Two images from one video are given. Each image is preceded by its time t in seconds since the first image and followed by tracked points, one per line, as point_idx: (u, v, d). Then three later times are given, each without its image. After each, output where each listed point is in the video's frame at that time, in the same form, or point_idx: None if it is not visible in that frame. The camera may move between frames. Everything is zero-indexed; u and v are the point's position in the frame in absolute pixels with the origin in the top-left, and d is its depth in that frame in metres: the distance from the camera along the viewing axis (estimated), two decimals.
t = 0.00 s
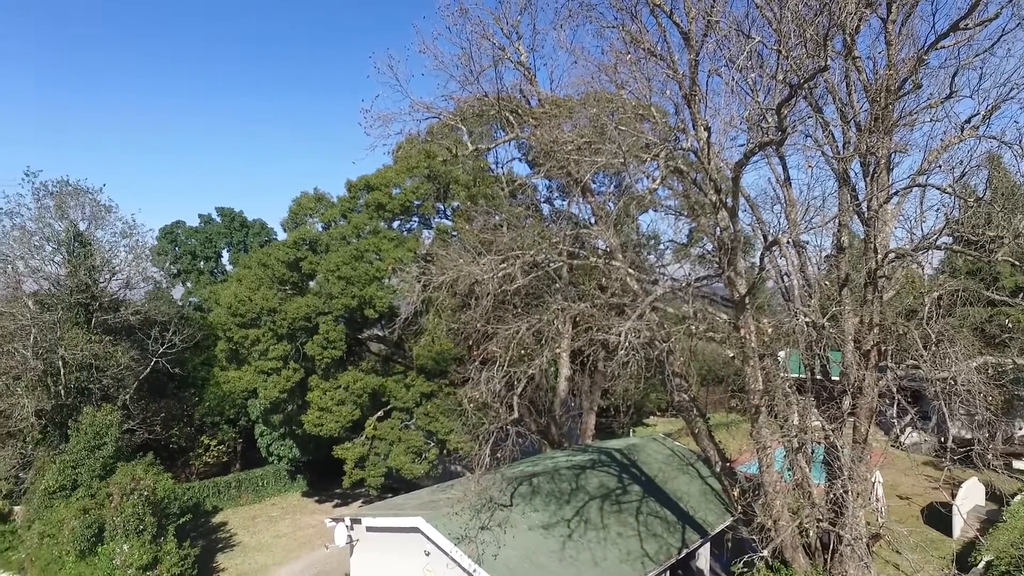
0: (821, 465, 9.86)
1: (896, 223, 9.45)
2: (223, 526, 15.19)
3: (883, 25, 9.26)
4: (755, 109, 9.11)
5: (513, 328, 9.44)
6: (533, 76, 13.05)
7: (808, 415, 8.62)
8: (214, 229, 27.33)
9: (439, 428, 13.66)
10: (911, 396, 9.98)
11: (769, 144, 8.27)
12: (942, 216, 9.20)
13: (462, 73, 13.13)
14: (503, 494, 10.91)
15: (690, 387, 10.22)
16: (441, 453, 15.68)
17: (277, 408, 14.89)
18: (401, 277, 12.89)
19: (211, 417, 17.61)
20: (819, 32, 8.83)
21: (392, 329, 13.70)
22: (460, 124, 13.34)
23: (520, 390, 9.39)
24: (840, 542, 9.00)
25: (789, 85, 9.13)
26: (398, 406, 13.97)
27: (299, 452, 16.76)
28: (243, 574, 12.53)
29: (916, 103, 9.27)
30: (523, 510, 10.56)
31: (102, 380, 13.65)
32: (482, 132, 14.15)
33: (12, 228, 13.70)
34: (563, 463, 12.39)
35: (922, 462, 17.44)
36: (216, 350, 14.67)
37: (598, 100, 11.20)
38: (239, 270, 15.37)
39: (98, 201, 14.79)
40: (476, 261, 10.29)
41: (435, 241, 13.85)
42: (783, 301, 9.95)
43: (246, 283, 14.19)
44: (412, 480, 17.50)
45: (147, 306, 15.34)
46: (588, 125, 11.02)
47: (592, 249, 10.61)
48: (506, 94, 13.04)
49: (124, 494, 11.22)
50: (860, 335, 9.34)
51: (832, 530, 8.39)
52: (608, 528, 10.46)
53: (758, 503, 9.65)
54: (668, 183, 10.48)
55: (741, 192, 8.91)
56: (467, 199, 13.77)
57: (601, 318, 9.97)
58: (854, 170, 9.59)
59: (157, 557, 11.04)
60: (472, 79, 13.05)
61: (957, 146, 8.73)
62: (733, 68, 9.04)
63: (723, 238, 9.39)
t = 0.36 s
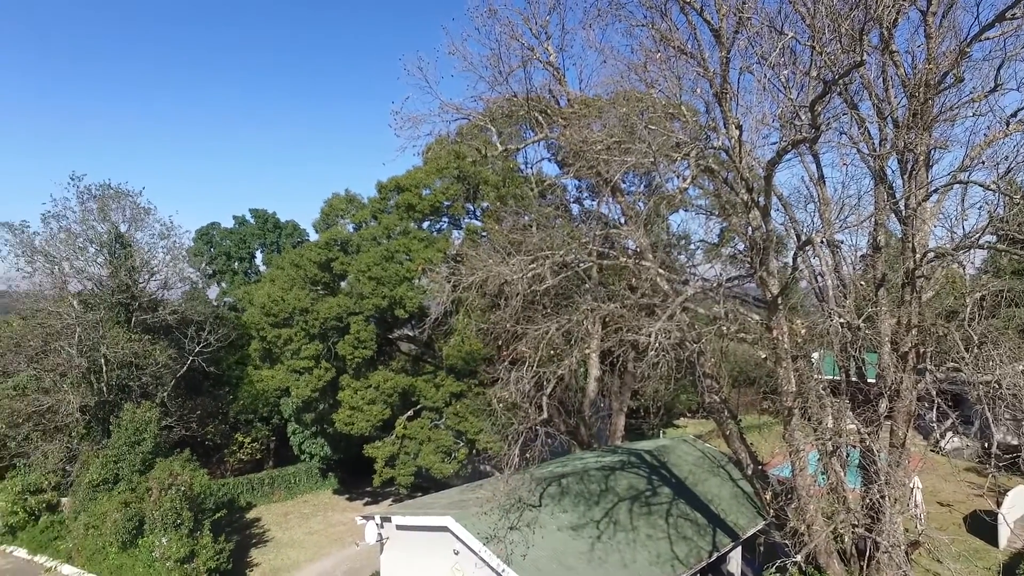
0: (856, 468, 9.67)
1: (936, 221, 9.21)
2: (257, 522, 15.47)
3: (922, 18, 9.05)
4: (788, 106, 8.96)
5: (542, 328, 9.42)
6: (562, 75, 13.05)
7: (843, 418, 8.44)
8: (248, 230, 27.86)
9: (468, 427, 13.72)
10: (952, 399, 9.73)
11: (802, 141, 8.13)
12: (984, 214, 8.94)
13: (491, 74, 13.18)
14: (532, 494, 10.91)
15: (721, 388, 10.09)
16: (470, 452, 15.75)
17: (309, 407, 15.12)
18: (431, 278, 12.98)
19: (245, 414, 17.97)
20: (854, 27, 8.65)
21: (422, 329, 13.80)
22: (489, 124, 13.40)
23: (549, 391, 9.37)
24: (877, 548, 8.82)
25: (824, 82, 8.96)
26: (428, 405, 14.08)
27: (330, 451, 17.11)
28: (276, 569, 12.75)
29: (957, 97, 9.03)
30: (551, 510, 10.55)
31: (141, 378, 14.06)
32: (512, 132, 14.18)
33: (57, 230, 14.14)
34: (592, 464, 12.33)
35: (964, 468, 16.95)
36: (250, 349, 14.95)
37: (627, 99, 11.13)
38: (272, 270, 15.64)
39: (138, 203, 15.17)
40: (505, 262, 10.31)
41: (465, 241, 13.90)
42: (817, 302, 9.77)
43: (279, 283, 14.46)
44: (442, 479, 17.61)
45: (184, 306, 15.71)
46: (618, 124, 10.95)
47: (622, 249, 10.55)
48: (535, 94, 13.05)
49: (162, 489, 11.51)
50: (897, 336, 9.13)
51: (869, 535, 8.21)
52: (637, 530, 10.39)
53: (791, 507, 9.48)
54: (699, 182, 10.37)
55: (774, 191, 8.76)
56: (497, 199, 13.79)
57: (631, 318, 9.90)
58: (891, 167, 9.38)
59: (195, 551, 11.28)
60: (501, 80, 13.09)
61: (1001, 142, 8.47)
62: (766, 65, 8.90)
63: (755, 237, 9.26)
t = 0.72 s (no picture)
0: (885, 472, 9.52)
1: (968, 220, 9.01)
2: (282, 519, 15.67)
3: (954, 12, 8.86)
4: (815, 104, 8.84)
5: (565, 328, 9.41)
6: (585, 75, 13.02)
7: (872, 421, 8.30)
8: (273, 231, 28.23)
9: (491, 427, 13.76)
10: (985, 402, 9.52)
11: (829, 139, 8.02)
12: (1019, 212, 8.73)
13: (514, 74, 13.21)
14: (555, 495, 10.91)
15: (747, 390, 9.98)
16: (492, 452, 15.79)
17: (334, 406, 15.28)
18: (454, 278, 13.03)
19: (271, 413, 18.22)
20: (884, 22, 8.51)
21: (446, 329, 13.87)
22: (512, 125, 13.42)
23: (572, 391, 9.35)
24: (906, 553, 8.66)
25: (851, 79, 8.82)
26: (451, 405, 14.16)
27: (354, 450, 17.30)
28: (301, 566, 12.90)
29: (991, 93, 8.83)
30: (574, 511, 10.54)
31: (170, 376, 14.36)
32: (535, 133, 14.19)
33: (90, 231, 14.46)
34: (615, 465, 12.29)
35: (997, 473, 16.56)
36: (275, 348, 15.18)
37: (651, 98, 11.07)
38: (298, 271, 15.86)
39: (167, 205, 15.44)
40: (528, 262, 10.32)
41: (488, 242, 13.94)
42: (844, 303, 9.63)
43: (304, 283, 14.69)
44: (465, 479, 17.68)
45: (212, 306, 15.97)
46: (641, 124, 10.89)
47: (645, 249, 10.49)
48: (558, 94, 13.06)
49: (191, 485, 11.71)
50: (928, 338, 8.96)
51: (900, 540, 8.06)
52: (661, 532, 10.33)
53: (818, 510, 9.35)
54: (723, 181, 10.27)
55: (800, 190, 8.65)
56: (520, 199, 13.82)
57: (654, 318, 9.85)
58: (921, 165, 9.21)
59: (222, 547, 11.33)
60: (524, 81, 13.11)
61: None
62: (792, 62, 8.79)
63: (781, 237, 9.15)
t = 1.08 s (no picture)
0: (918, 477, 9.33)
1: (1004, 218, 8.79)
2: (309, 517, 15.87)
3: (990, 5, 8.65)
4: (844, 101, 8.69)
5: (589, 329, 9.38)
6: (609, 75, 12.97)
7: (903, 424, 8.13)
8: (301, 232, 28.61)
9: (516, 427, 13.78)
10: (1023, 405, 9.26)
11: (859, 137, 7.88)
12: None
13: (538, 75, 13.21)
14: (579, 495, 10.88)
15: (774, 391, 9.86)
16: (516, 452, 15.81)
17: (359, 405, 15.44)
18: (479, 278, 13.07)
19: (298, 412, 18.48)
20: (916, 17, 8.34)
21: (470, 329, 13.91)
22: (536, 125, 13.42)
23: (596, 391, 9.32)
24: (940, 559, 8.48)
25: (882, 75, 8.66)
26: (476, 405, 14.22)
27: (380, 449, 17.45)
28: (327, 563, 13.05)
29: None
30: (598, 512, 10.50)
31: (200, 375, 14.65)
32: (559, 133, 14.17)
33: (124, 233, 14.79)
34: (640, 467, 12.23)
35: None
36: (303, 348, 15.51)
37: (676, 98, 10.99)
38: (324, 271, 16.08)
39: (197, 207, 15.73)
40: (553, 262, 10.32)
41: (513, 242, 13.96)
42: (875, 304, 9.46)
43: (330, 283, 14.90)
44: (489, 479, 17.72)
45: (240, 306, 16.25)
46: (666, 123, 10.81)
47: (671, 250, 10.42)
48: (582, 94, 13.04)
49: (220, 482, 11.92)
50: (963, 339, 8.76)
51: (933, 547, 7.89)
52: (686, 534, 10.25)
53: (848, 514, 9.19)
54: (749, 181, 10.16)
55: (828, 189, 8.51)
56: (544, 199, 13.84)
57: (679, 319, 9.77)
58: (955, 162, 9.01)
59: (250, 543, 11.50)
60: (548, 81, 13.11)
61: None
62: (820, 60, 8.66)
63: (808, 236, 9.01)
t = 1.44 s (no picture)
0: (952, 482, 9.13)
1: None
2: (334, 515, 16.05)
3: None
4: (874, 98, 8.54)
5: (614, 329, 9.35)
6: (633, 74, 12.90)
7: (936, 427, 7.96)
8: (326, 232, 28.94)
9: (540, 428, 13.78)
10: None
11: (889, 134, 7.74)
12: None
13: (562, 75, 13.19)
14: (603, 497, 10.84)
15: (801, 393, 9.72)
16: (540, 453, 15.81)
17: (384, 405, 15.58)
18: (504, 279, 13.08)
19: (324, 411, 18.70)
20: (950, 10, 8.16)
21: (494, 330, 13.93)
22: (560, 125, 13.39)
23: (621, 392, 9.28)
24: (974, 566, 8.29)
25: (914, 70, 8.49)
26: (500, 405, 14.26)
27: (404, 448, 17.57)
28: (353, 561, 13.19)
29: None
30: (623, 514, 10.46)
31: (229, 374, 14.92)
32: (583, 133, 14.14)
33: (155, 234, 15.11)
34: (665, 468, 12.14)
35: None
36: (329, 348, 15.80)
37: (701, 96, 10.89)
38: (349, 272, 16.26)
39: (225, 209, 16.00)
40: (577, 262, 10.30)
41: (537, 242, 13.96)
42: (906, 304, 9.28)
43: (356, 283, 15.11)
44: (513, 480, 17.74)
45: (268, 306, 16.49)
46: (692, 121, 10.72)
47: (696, 250, 10.33)
48: (606, 94, 12.98)
49: (248, 480, 12.10)
50: (999, 341, 8.54)
51: (967, 553, 7.73)
52: (711, 537, 10.16)
53: (878, 519, 9.04)
54: (776, 179, 10.03)
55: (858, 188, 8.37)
56: (568, 199, 13.82)
57: (705, 320, 9.68)
58: (991, 159, 8.80)
59: (278, 540, 11.67)
60: (572, 81, 13.08)
61: None
62: (849, 55, 8.51)
63: (837, 236, 8.87)
